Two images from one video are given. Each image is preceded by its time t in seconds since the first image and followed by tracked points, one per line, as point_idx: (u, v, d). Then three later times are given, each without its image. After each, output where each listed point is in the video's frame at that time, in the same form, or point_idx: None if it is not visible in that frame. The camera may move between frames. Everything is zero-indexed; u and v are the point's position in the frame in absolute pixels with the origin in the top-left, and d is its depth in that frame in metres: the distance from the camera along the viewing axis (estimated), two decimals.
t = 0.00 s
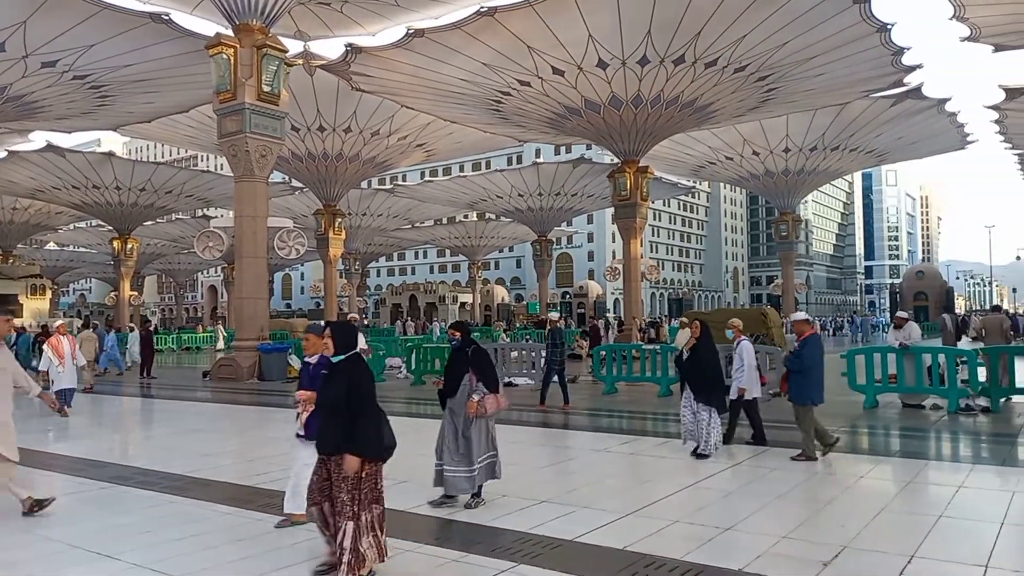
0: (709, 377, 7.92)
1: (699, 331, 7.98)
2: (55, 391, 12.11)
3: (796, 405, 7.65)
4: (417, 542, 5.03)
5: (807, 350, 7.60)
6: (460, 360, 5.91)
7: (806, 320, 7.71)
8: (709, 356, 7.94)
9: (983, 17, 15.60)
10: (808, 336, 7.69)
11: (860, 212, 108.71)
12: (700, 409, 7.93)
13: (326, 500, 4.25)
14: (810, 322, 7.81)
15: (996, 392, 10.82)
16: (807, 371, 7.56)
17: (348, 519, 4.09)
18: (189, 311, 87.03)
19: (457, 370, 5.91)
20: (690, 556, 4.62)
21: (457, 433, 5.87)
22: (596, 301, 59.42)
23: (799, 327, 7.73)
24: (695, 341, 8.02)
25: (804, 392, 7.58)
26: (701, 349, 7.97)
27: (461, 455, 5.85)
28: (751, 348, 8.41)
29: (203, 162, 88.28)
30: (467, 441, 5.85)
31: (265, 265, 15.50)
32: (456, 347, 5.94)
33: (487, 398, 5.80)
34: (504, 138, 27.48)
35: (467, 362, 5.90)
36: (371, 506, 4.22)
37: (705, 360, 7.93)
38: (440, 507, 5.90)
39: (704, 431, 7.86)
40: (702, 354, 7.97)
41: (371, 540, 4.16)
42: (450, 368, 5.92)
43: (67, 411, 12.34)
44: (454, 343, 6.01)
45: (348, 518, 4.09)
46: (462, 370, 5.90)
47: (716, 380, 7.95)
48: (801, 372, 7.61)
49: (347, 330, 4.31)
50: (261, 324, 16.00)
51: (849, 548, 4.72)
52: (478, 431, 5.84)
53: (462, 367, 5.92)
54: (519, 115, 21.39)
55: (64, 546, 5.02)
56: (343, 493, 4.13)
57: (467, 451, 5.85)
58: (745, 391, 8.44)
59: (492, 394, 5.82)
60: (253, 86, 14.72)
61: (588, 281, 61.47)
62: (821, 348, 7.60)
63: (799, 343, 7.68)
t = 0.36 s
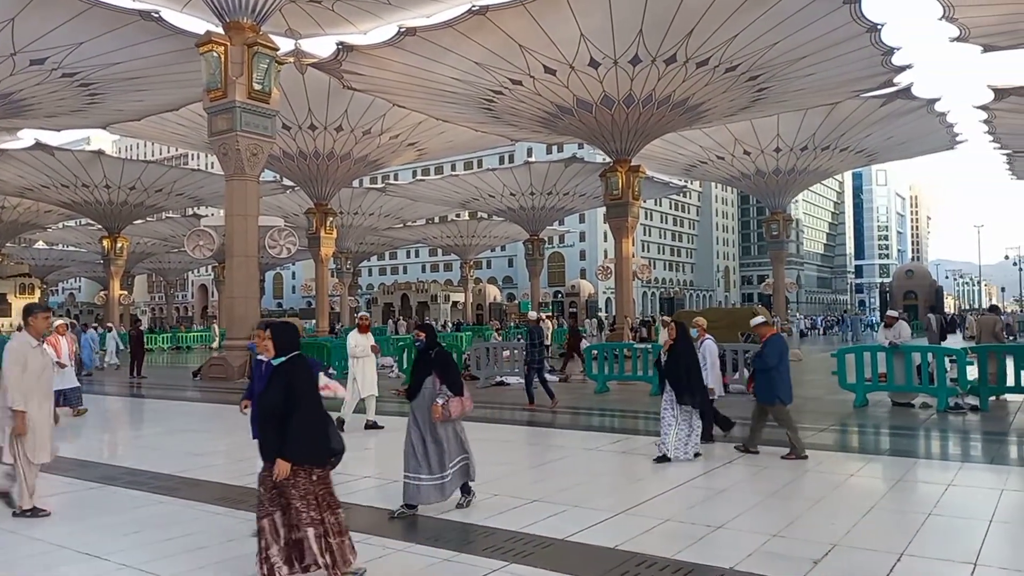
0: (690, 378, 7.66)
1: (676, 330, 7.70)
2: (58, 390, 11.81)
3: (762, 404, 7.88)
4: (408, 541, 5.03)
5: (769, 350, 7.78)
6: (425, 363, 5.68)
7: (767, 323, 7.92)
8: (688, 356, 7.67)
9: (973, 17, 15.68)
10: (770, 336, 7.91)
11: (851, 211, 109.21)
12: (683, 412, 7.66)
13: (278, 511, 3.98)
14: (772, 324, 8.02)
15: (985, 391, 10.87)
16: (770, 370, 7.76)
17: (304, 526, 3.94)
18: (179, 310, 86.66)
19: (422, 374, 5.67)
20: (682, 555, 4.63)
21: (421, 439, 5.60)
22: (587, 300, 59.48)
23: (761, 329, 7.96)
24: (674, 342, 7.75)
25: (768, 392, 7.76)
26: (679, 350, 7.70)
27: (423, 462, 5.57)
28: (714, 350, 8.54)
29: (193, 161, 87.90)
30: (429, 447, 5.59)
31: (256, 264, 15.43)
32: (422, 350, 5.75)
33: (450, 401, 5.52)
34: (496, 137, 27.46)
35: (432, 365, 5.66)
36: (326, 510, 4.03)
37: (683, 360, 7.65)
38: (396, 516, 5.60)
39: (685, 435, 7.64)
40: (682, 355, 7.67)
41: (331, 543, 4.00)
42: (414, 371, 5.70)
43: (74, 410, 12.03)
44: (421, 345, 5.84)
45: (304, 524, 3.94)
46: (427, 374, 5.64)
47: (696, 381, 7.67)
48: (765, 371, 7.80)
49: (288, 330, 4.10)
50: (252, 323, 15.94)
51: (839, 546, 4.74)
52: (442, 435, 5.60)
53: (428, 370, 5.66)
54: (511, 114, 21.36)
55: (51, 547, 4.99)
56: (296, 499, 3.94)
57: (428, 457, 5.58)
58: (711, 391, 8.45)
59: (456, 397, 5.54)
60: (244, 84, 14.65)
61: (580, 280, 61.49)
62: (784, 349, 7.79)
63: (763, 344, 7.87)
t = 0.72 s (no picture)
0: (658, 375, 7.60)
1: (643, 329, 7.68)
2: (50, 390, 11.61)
3: (715, 397, 8.05)
4: (391, 539, 5.01)
5: (724, 344, 8.00)
6: (379, 357, 5.62)
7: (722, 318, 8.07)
8: (654, 352, 7.70)
9: (953, 17, 15.85)
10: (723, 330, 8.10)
11: (832, 209, 110.22)
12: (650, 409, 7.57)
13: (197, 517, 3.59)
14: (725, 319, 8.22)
15: (962, 387, 11.01)
16: (725, 364, 7.99)
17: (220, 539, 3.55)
18: (159, 307, 85.88)
19: (375, 368, 5.63)
20: (665, 550, 4.65)
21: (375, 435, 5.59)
22: (572, 297, 59.57)
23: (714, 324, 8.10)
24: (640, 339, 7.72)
25: (722, 385, 7.99)
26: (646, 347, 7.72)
27: (377, 456, 5.55)
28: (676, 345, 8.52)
29: (174, 156, 87.05)
30: (383, 443, 5.56)
31: (238, 260, 15.29)
32: (377, 344, 5.68)
33: (404, 397, 5.56)
34: (480, 134, 27.42)
35: (386, 360, 5.62)
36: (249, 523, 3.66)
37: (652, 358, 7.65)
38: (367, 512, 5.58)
39: (653, 430, 7.53)
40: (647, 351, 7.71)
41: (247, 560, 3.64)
42: (367, 365, 5.65)
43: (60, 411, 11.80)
44: (374, 339, 5.78)
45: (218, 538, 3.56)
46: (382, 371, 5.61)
47: (664, 377, 7.65)
48: (719, 364, 8.03)
49: (224, 329, 3.67)
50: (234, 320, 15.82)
51: (820, 541, 4.77)
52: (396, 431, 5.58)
53: (382, 366, 5.63)
54: (495, 111, 21.32)
55: (28, 547, 4.92)
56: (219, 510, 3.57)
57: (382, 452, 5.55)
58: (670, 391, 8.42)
59: (411, 394, 5.57)
60: (225, 79, 14.48)
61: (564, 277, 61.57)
62: (736, 342, 8.04)
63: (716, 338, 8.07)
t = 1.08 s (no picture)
0: (632, 378, 7.36)
1: (620, 331, 7.44)
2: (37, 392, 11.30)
3: (666, 396, 8.05)
4: (374, 538, 4.99)
5: (679, 345, 7.95)
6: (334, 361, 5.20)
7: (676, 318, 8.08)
8: (630, 353, 7.44)
9: (932, 19, 16.03)
10: (676, 332, 8.12)
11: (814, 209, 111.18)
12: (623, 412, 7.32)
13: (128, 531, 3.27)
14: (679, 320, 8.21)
15: (942, 385, 11.12)
16: (677, 365, 7.90)
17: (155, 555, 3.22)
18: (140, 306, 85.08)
19: (329, 373, 5.22)
20: (648, 548, 4.66)
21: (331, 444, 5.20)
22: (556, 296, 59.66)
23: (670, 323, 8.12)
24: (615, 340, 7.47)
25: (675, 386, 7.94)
26: (622, 348, 7.46)
27: (330, 469, 5.16)
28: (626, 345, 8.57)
29: (155, 153, 86.25)
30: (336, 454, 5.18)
31: (219, 258, 15.14)
32: (329, 346, 5.26)
33: (360, 405, 5.19)
34: (464, 132, 27.38)
35: (341, 364, 5.22)
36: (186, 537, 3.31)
37: (626, 359, 7.42)
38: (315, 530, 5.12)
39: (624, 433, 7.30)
40: (622, 353, 7.44)
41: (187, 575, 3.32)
42: (319, 370, 5.23)
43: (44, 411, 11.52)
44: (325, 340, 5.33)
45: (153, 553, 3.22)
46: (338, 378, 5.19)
47: (640, 382, 7.41)
48: (673, 365, 7.95)
49: (157, 324, 3.39)
50: (215, 319, 15.68)
51: (801, 538, 4.81)
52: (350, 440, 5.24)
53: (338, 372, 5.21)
54: (480, 109, 21.29)
55: (5, 548, 4.85)
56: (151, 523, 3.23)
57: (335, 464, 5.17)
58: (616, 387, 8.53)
59: (367, 401, 5.21)
60: (207, 75, 14.37)
61: (548, 276, 61.68)
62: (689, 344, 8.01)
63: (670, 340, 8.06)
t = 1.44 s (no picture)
0: (610, 378, 7.24)
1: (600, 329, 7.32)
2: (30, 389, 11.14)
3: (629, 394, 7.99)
4: (358, 535, 4.98)
5: (633, 341, 7.95)
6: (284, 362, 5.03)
7: (633, 315, 8.03)
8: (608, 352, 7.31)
9: (916, 21, 16.17)
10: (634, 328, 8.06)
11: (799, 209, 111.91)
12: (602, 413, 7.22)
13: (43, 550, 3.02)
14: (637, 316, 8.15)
15: (924, 384, 11.22)
16: (632, 362, 7.96)
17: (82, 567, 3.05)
18: (123, 302, 84.41)
19: (279, 374, 5.04)
20: (634, 545, 4.68)
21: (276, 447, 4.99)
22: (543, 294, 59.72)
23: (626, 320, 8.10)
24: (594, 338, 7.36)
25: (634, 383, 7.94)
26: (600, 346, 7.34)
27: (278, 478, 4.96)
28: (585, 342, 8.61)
29: (139, 148, 85.58)
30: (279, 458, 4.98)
31: (204, 254, 15.01)
32: (281, 347, 5.11)
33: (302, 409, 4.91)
34: (452, 130, 27.35)
35: (291, 364, 5.01)
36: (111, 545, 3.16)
37: (604, 358, 7.28)
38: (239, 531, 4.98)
39: (603, 435, 7.21)
40: (600, 351, 7.31)
41: None
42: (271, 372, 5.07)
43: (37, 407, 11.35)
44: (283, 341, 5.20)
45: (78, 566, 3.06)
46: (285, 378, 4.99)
47: (617, 382, 7.29)
48: (628, 361, 8.00)
49: (63, 325, 3.21)
50: (200, 315, 15.57)
51: (783, 536, 4.84)
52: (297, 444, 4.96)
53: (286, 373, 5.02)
54: (467, 107, 21.27)
55: None
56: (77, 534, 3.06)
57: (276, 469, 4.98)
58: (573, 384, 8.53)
59: (315, 404, 4.94)
60: (192, 71, 14.25)
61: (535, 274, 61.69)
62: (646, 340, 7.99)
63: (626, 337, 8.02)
